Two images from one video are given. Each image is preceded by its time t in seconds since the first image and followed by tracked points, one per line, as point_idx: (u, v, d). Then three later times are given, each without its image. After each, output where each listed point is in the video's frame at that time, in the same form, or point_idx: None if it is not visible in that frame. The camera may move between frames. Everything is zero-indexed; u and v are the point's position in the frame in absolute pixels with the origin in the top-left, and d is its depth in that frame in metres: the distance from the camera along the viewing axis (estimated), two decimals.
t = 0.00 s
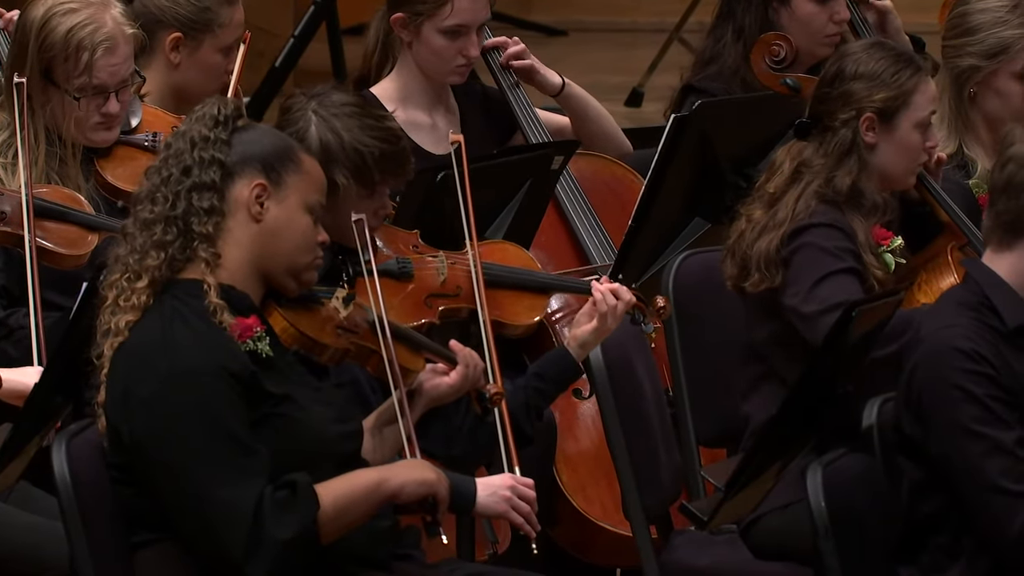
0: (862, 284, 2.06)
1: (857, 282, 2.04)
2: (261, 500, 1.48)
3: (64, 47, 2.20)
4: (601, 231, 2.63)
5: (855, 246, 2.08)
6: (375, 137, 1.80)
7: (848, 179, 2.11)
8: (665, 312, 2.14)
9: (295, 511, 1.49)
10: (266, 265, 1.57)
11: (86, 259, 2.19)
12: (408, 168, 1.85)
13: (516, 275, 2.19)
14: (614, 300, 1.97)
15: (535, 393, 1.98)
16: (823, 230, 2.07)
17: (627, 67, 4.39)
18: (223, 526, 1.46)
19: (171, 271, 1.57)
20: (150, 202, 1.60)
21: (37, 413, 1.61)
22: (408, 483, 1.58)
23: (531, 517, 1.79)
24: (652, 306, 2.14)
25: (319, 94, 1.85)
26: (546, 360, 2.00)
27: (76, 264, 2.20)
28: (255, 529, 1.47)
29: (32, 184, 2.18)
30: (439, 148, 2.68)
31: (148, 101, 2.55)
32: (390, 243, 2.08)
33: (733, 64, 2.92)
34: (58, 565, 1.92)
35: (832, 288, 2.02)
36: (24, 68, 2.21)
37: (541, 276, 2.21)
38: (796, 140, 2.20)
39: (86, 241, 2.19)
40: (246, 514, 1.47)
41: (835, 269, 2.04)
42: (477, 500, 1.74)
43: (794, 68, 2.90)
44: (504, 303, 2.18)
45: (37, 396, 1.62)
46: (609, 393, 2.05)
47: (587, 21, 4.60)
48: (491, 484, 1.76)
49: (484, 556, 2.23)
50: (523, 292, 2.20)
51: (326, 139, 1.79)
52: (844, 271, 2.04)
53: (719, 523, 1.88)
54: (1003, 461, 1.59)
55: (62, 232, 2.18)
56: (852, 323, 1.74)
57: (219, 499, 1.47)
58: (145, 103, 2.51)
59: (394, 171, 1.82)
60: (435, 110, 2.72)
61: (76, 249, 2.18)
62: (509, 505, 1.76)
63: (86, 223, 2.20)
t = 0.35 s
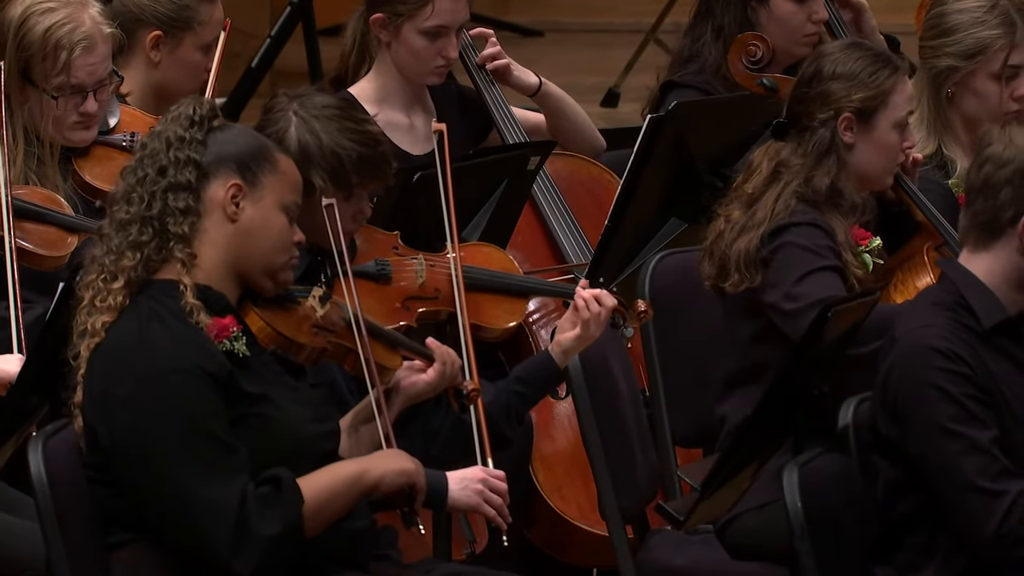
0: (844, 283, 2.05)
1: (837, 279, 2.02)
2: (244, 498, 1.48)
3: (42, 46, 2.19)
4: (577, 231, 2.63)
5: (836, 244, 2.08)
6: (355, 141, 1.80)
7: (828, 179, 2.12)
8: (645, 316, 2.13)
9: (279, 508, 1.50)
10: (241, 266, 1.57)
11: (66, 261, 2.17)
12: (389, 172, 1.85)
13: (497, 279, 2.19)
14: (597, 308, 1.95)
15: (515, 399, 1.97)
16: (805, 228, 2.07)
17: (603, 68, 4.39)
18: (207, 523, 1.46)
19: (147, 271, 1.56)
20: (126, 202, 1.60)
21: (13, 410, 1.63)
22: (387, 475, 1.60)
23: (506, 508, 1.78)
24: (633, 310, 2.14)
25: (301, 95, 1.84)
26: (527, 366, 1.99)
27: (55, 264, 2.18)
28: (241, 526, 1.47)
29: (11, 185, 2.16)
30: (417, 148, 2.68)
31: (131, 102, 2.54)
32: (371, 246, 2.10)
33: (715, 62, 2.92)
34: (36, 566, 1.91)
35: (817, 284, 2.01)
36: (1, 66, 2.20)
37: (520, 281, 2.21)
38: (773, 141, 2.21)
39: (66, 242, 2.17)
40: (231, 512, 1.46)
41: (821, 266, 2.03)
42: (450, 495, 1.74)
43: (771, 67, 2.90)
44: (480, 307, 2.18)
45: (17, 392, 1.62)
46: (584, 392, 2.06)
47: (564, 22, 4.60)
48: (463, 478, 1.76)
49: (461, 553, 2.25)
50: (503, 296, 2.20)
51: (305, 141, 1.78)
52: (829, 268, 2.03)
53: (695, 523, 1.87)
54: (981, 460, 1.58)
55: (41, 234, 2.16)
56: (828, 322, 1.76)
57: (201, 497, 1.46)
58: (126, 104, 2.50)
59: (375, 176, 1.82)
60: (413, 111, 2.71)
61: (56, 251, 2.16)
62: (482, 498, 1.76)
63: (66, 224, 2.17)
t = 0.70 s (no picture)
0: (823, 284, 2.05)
1: (817, 279, 2.02)
2: (229, 493, 1.48)
3: (19, 47, 2.17)
4: (554, 231, 2.63)
5: (814, 244, 2.08)
6: (323, 139, 1.81)
7: (806, 179, 2.12)
8: (621, 309, 2.13)
9: (264, 503, 1.50)
10: (218, 265, 1.56)
11: (41, 265, 2.16)
12: (358, 170, 1.85)
13: (472, 277, 2.19)
14: (569, 305, 1.95)
15: (491, 395, 1.97)
16: (784, 229, 2.07)
17: (580, 69, 4.39)
18: (193, 520, 1.46)
19: (124, 272, 1.55)
20: (101, 203, 1.58)
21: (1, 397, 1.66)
22: (367, 465, 1.59)
23: (476, 499, 1.75)
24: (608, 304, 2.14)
25: (271, 95, 1.86)
26: (503, 362, 1.99)
27: (31, 269, 2.17)
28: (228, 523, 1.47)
29: None
30: (395, 148, 2.68)
31: (112, 104, 2.53)
32: (345, 244, 2.08)
33: (693, 63, 2.92)
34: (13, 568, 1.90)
35: (795, 283, 2.01)
36: None
37: (496, 279, 2.21)
38: (752, 140, 2.22)
39: (42, 247, 2.16)
40: (218, 509, 1.46)
41: (800, 267, 2.03)
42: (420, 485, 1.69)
43: (749, 68, 2.91)
44: (455, 305, 2.18)
45: None
46: (563, 392, 2.05)
47: (541, 22, 4.60)
48: (434, 467, 1.71)
49: (439, 554, 2.23)
50: (478, 294, 2.20)
51: (274, 140, 1.79)
52: (807, 269, 2.03)
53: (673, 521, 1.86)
54: (958, 458, 1.59)
55: (18, 238, 2.15)
56: (805, 322, 1.75)
57: (186, 495, 1.46)
58: (104, 105, 2.48)
59: (342, 173, 1.82)
60: (391, 111, 2.70)
61: (32, 256, 2.15)
62: (454, 487, 1.71)
63: (42, 229, 2.16)
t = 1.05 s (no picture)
0: (800, 283, 2.05)
1: (794, 280, 2.03)
2: (214, 487, 1.47)
3: None
4: (533, 232, 2.63)
5: (791, 245, 2.09)
6: (317, 146, 1.81)
7: (784, 180, 2.13)
8: (603, 324, 2.04)
9: (249, 498, 1.49)
10: (197, 266, 1.56)
11: (21, 253, 2.11)
12: (351, 178, 1.86)
13: (459, 286, 2.20)
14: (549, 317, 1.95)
15: (470, 403, 1.96)
16: (761, 230, 2.08)
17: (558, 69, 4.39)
18: (179, 518, 1.45)
19: (103, 271, 1.55)
20: (81, 203, 1.58)
21: None
22: (348, 459, 1.60)
23: (456, 495, 1.79)
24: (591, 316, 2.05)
25: (267, 98, 1.86)
26: (481, 373, 1.97)
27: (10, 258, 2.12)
28: (215, 518, 1.47)
29: None
30: (372, 149, 2.67)
31: (91, 104, 2.50)
32: (330, 248, 2.08)
33: (671, 63, 2.93)
34: None
35: (771, 286, 2.01)
36: None
37: (482, 288, 2.22)
38: (730, 141, 2.23)
39: (20, 235, 2.12)
40: (203, 505, 1.46)
41: (776, 268, 2.03)
42: (400, 482, 1.74)
43: (726, 68, 2.92)
44: (441, 312, 2.19)
45: None
46: (541, 393, 2.08)
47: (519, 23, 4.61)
48: (414, 465, 1.76)
49: (416, 554, 2.21)
50: (462, 303, 2.21)
51: (271, 144, 1.80)
52: (784, 270, 2.03)
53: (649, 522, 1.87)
54: (936, 456, 1.59)
55: None
56: (782, 322, 1.74)
57: (170, 493, 1.45)
58: (81, 105, 2.47)
59: (336, 181, 1.83)
60: (368, 110, 2.70)
61: (11, 244, 2.11)
62: (434, 485, 1.76)
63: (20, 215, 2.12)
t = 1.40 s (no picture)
0: (775, 283, 2.06)
1: (770, 278, 2.03)
2: (202, 484, 1.50)
3: None
4: (510, 231, 2.63)
5: (767, 245, 2.09)
6: (287, 141, 1.82)
7: (761, 180, 2.14)
8: (581, 315, 2.18)
9: (238, 494, 1.52)
10: (177, 266, 1.56)
11: None
12: (322, 170, 1.87)
13: (434, 281, 2.23)
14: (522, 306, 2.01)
15: (447, 396, 2.04)
16: (737, 229, 2.08)
17: (535, 70, 4.39)
18: (168, 515, 1.47)
19: (82, 271, 1.55)
20: (60, 203, 1.59)
21: None
22: (332, 451, 1.62)
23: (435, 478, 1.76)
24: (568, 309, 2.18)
25: (233, 98, 1.88)
26: (460, 365, 2.07)
27: None
28: (204, 514, 1.49)
29: None
30: (348, 149, 2.67)
31: (67, 104, 2.49)
32: (305, 246, 2.11)
33: (647, 64, 2.94)
34: None
35: (746, 284, 2.01)
36: None
37: (453, 282, 2.26)
38: (707, 141, 2.25)
39: None
40: (192, 502, 1.48)
41: (751, 267, 2.03)
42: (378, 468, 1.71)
43: (703, 69, 2.92)
44: (415, 308, 2.22)
45: None
46: (518, 393, 2.05)
47: (497, 23, 4.61)
48: (391, 450, 1.74)
49: (393, 554, 2.22)
50: (436, 299, 2.24)
51: (240, 142, 1.80)
52: (759, 268, 2.03)
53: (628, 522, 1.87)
54: (914, 455, 1.60)
55: None
56: (759, 323, 1.74)
57: (159, 490, 1.46)
58: (58, 105, 2.46)
59: (309, 175, 1.84)
60: (344, 111, 2.70)
61: None
62: (413, 469, 1.74)
63: None
